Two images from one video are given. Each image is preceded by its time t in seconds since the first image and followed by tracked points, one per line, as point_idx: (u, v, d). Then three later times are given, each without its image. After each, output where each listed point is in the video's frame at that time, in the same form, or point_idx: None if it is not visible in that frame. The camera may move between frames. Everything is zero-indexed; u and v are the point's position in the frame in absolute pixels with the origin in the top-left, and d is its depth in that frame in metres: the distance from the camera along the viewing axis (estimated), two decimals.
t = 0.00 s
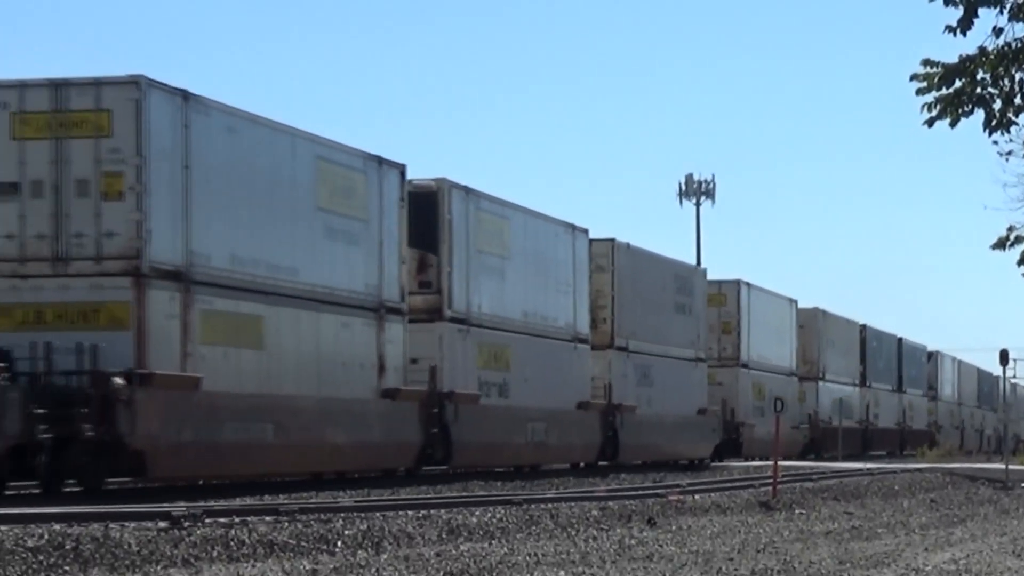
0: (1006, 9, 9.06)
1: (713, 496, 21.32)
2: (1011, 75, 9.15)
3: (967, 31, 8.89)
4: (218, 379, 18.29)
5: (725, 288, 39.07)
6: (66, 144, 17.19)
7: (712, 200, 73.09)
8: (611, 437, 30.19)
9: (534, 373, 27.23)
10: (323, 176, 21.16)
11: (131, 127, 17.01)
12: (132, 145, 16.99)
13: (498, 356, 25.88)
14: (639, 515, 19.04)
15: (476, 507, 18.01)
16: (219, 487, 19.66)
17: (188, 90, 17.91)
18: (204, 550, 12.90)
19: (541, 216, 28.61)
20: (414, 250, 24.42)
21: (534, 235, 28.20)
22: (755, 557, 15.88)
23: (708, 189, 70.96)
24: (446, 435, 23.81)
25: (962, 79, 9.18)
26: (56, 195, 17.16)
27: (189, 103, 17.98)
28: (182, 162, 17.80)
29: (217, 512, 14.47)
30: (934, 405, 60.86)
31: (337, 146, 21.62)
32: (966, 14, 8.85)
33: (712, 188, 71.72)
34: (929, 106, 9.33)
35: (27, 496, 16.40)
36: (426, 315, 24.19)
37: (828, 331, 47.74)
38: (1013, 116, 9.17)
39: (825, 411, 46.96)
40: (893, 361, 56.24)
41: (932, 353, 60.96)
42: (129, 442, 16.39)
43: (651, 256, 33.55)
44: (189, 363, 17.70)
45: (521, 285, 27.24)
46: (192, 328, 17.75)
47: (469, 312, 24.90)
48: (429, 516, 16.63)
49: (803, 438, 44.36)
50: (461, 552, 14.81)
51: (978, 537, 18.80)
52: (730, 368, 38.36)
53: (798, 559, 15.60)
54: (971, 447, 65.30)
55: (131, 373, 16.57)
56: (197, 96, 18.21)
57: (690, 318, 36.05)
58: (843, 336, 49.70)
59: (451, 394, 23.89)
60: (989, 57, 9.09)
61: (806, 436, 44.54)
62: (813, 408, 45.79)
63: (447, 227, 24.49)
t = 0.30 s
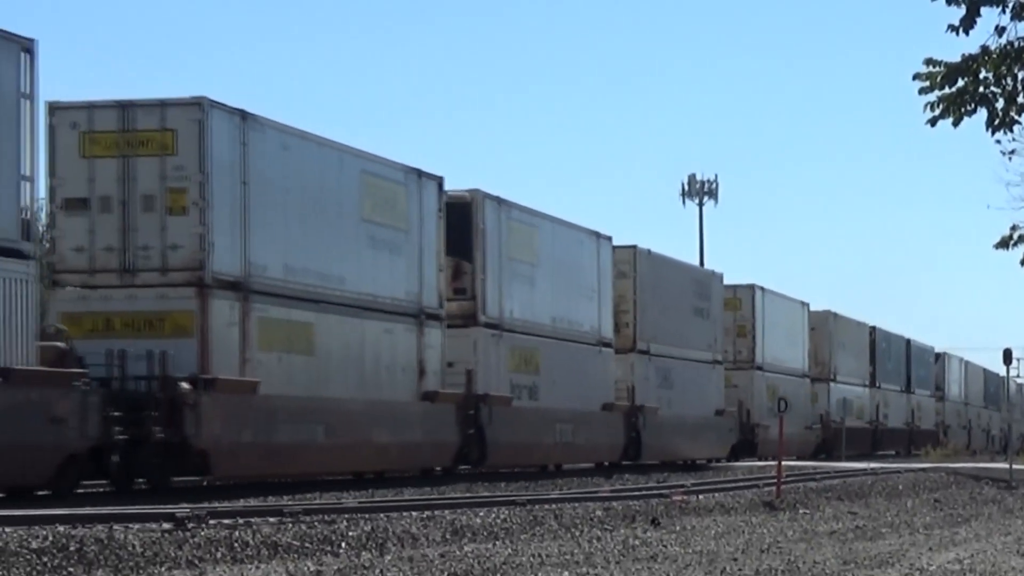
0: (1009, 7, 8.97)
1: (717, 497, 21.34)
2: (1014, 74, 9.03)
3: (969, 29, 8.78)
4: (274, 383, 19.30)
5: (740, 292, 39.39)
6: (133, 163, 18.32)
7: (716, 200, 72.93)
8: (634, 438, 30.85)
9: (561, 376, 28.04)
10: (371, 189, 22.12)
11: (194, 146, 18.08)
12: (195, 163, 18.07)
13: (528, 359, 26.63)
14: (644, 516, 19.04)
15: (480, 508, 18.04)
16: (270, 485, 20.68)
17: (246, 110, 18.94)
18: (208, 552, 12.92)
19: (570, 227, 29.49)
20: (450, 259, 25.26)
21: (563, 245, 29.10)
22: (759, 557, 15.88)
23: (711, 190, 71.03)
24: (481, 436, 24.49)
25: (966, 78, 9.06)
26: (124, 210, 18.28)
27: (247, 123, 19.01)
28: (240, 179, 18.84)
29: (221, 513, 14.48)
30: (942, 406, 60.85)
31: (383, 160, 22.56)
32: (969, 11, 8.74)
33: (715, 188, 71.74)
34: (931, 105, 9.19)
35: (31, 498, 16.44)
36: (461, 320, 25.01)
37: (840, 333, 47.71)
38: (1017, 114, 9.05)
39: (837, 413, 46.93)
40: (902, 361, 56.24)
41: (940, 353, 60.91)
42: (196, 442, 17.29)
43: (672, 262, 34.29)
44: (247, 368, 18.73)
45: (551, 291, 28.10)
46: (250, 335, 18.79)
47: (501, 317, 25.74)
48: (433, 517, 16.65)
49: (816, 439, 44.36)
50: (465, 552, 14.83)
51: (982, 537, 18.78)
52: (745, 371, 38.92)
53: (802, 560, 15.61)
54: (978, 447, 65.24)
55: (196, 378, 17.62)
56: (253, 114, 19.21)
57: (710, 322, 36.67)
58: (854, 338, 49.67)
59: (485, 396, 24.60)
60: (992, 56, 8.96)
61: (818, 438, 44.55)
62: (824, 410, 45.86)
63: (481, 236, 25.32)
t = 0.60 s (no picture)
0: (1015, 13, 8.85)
1: (720, 501, 21.34)
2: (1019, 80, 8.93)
3: (974, 35, 8.66)
4: (324, 390, 19.90)
5: (755, 301, 40.03)
6: (194, 180, 18.98)
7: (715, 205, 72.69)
8: (655, 442, 31.55)
9: (589, 383, 28.57)
10: (413, 203, 22.81)
11: (252, 165, 18.76)
12: (253, 181, 18.76)
13: (557, 367, 27.27)
14: (647, 521, 19.05)
15: (484, 512, 18.06)
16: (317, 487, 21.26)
17: (299, 129, 19.61)
18: (211, 555, 12.95)
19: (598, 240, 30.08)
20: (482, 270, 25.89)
21: (591, 256, 29.68)
22: (762, 561, 15.89)
23: (714, 195, 70.92)
24: (514, 440, 24.98)
25: (970, 83, 8.99)
26: (184, 225, 18.94)
27: (299, 142, 19.69)
28: (293, 195, 19.51)
29: (224, 516, 14.51)
30: (949, 412, 60.76)
31: (422, 175, 23.24)
32: (975, 18, 8.58)
33: (719, 193, 71.55)
34: (936, 111, 9.14)
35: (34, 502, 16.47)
36: (494, 329, 25.57)
37: (850, 339, 47.66)
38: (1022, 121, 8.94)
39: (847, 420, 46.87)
40: (911, 368, 56.19)
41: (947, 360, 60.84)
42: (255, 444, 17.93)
43: (694, 273, 35.02)
44: (301, 375, 19.35)
45: (579, 302, 28.66)
46: (303, 343, 19.42)
47: (533, 326, 26.31)
48: (436, 520, 16.67)
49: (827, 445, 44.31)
50: (467, 556, 14.85)
51: (985, 542, 18.76)
52: (759, 378, 39.34)
53: (805, 565, 15.62)
54: (985, 453, 65.16)
55: (255, 385, 18.20)
56: (305, 134, 19.90)
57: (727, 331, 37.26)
58: (863, 345, 49.63)
59: (518, 402, 25.05)
60: (996, 62, 8.89)
61: (828, 444, 44.47)
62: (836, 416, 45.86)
63: (514, 249, 25.92)
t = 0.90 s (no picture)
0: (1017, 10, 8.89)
1: (720, 497, 21.36)
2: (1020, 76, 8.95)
3: (976, 31, 8.71)
4: (367, 386, 21.03)
5: (766, 301, 40.37)
6: (246, 187, 20.21)
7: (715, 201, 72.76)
8: (672, 438, 32.32)
9: (611, 380, 29.56)
10: (448, 209, 23.93)
11: (301, 172, 19.94)
12: (302, 188, 19.95)
13: (581, 364, 28.33)
14: (647, 516, 19.07)
15: (483, 507, 18.09)
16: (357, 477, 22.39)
17: (345, 139, 20.74)
18: (210, 549, 12.98)
19: (622, 242, 31.01)
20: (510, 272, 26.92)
21: (615, 258, 30.64)
22: (761, 557, 15.91)
23: (716, 190, 70.98)
24: (541, 435, 26.10)
25: (971, 80, 8.99)
26: (237, 230, 20.16)
27: (345, 150, 20.81)
28: (338, 202, 20.65)
29: (223, 510, 14.54)
30: (953, 409, 60.85)
31: (457, 181, 24.35)
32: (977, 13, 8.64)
33: (720, 190, 71.59)
34: (938, 108, 9.16)
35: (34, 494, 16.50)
36: (522, 328, 26.63)
37: (858, 337, 47.77)
38: None
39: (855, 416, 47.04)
40: (916, 365, 56.27)
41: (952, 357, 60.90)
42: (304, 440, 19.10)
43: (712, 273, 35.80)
44: (345, 372, 20.48)
45: (603, 302, 29.61)
46: (348, 342, 20.57)
47: (557, 325, 27.35)
48: (436, 515, 16.69)
49: (836, 442, 44.45)
50: (466, 551, 14.86)
51: (985, 539, 18.78)
52: (770, 375, 39.85)
53: (804, 560, 15.63)
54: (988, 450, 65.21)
55: (303, 381, 19.32)
56: (350, 143, 21.03)
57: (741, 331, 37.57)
58: (871, 343, 49.79)
59: (545, 398, 26.21)
60: (998, 59, 8.90)
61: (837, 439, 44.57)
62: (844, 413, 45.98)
63: (541, 251, 26.96)
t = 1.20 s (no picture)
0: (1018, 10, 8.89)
1: (720, 497, 21.35)
2: (1022, 76, 8.95)
3: (977, 31, 8.71)
4: (406, 389, 21.40)
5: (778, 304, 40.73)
6: (294, 198, 20.63)
7: (716, 200, 72.70)
8: (688, 437, 32.43)
9: (631, 382, 29.81)
10: (481, 218, 24.29)
11: (348, 184, 20.36)
12: (347, 200, 20.35)
13: (604, 365, 28.58)
14: (647, 515, 19.06)
15: (483, 506, 18.08)
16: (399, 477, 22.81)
17: (386, 151, 21.13)
18: (211, 547, 12.98)
19: (644, 247, 31.21)
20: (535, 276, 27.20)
21: (638, 263, 30.92)
22: (761, 557, 15.90)
23: (716, 190, 70.91)
24: (565, 435, 26.42)
25: (972, 80, 8.98)
26: (285, 239, 20.56)
27: (387, 163, 21.22)
28: (381, 213, 21.06)
29: (224, 509, 14.54)
30: (957, 409, 60.84)
31: (491, 191, 24.75)
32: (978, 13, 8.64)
33: (721, 189, 71.53)
34: (939, 107, 9.15)
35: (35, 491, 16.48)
36: (547, 331, 26.93)
37: (865, 339, 47.79)
38: None
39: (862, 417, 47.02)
40: (920, 366, 56.25)
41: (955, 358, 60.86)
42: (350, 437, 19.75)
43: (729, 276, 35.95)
44: (386, 375, 20.84)
45: (624, 305, 29.85)
46: (389, 345, 20.93)
47: (580, 328, 27.61)
48: (436, 514, 16.69)
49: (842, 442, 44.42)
50: (467, 550, 14.85)
51: (985, 539, 18.76)
52: (781, 376, 40.02)
53: (804, 560, 15.63)
54: (991, 451, 65.16)
55: (349, 382, 19.81)
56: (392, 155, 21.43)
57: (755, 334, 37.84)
58: (877, 345, 49.75)
59: (570, 399, 26.44)
60: (999, 59, 8.90)
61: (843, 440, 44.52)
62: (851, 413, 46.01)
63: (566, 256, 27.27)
